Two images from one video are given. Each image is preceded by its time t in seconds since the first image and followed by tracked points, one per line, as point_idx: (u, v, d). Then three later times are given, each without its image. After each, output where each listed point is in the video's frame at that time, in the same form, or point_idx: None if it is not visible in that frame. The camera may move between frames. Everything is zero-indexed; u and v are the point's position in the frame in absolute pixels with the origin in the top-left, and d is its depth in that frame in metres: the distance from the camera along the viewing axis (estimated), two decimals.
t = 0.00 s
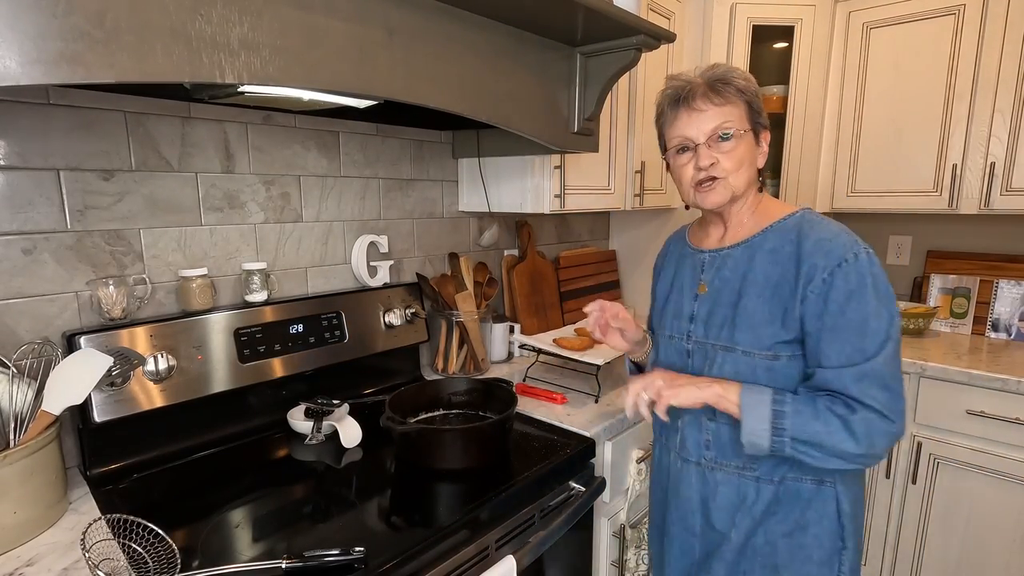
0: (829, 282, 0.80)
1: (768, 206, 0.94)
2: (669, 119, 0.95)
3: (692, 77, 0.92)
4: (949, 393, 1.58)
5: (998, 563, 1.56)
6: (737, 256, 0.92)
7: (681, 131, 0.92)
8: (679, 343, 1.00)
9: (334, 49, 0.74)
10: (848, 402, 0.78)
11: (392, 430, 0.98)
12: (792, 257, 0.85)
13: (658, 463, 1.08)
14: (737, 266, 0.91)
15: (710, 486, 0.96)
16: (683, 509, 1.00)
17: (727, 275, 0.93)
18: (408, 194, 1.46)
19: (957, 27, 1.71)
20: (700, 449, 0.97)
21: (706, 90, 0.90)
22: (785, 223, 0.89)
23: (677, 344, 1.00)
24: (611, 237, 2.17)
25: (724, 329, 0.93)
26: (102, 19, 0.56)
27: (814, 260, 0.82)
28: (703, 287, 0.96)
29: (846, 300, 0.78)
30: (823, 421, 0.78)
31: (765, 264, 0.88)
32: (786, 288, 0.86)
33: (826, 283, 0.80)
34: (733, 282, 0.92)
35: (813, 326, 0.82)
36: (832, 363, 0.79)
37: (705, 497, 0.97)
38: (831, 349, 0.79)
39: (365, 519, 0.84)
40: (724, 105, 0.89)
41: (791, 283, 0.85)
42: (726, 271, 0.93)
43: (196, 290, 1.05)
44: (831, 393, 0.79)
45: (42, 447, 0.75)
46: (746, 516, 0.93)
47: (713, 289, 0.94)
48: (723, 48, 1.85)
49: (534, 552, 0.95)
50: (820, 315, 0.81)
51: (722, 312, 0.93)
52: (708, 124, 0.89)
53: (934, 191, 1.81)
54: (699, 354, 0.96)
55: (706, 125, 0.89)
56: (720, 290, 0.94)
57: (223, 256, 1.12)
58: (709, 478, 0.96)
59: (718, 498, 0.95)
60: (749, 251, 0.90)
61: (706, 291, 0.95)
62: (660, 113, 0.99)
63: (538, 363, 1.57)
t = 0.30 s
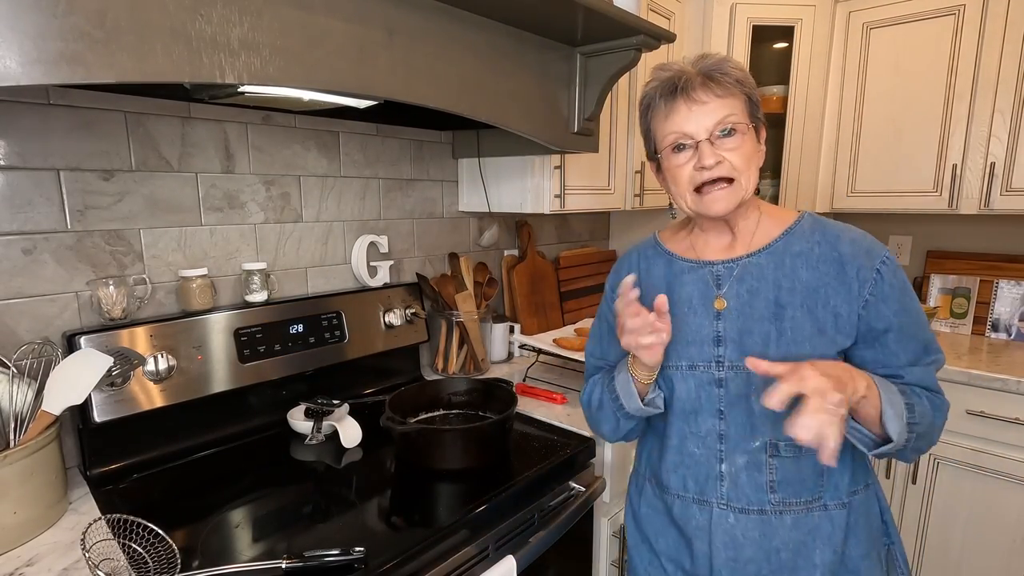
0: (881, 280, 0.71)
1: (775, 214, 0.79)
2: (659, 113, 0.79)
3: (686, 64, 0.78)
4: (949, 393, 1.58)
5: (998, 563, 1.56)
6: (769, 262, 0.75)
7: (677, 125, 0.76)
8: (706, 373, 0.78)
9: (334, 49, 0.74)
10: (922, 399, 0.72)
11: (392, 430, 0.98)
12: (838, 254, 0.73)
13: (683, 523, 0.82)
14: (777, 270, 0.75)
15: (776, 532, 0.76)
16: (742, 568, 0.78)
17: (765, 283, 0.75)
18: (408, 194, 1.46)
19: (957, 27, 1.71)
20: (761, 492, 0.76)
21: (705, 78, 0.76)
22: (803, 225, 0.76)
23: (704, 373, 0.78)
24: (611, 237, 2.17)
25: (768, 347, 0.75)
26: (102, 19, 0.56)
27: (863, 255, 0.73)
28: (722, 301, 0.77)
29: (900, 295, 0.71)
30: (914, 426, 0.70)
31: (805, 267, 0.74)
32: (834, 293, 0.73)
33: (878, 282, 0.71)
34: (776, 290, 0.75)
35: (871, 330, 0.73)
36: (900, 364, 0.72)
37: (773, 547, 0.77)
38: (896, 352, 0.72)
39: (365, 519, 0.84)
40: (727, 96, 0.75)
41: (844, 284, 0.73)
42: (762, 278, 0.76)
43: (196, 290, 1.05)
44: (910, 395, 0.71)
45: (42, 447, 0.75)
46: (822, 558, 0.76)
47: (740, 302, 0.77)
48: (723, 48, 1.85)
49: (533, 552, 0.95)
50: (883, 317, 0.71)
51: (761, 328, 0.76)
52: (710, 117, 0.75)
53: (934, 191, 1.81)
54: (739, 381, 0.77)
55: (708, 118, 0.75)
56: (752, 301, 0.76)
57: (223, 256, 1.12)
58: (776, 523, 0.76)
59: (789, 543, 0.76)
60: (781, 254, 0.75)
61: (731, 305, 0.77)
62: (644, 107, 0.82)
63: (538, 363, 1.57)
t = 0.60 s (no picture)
0: (848, 274, 0.72)
1: (739, 210, 0.77)
2: (625, 97, 0.74)
3: (655, 45, 0.72)
4: (949, 393, 1.58)
5: (998, 563, 1.56)
6: (745, 260, 0.73)
7: (647, 111, 0.72)
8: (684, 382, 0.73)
9: (334, 49, 0.74)
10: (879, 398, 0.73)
11: (392, 430, 0.98)
12: (811, 251, 0.73)
13: (659, 546, 0.75)
14: (753, 268, 0.73)
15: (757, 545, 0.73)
16: None
17: (741, 282, 0.73)
18: (408, 194, 1.46)
19: (957, 28, 1.71)
20: (744, 505, 0.72)
21: (676, 61, 0.71)
22: (770, 221, 0.75)
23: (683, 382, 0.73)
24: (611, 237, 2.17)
25: (748, 349, 0.72)
26: (102, 19, 0.56)
27: (831, 251, 0.73)
28: (697, 302, 0.73)
29: (861, 289, 0.73)
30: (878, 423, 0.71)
31: (779, 263, 0.73)
32: (806, 290, 0.72)
33: (845, 277, 0.72)
34: (754, 290, 0.72)
35: (839, 327, 0.73)
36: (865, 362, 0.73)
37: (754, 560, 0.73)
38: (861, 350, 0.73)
39: (365, 519, 0.84)
40: (698, 82, 0.71)
41: (818, 281, 0.72)
42: (739, 277, 0.72)
43: (196, 290, 1.05)
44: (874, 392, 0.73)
45: (42, 447, 0.75)
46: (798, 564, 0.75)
47: (717, 302, 0.73)
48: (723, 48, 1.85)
49: (532, 552, 0.96)
50: (851, 313, 0.72)
51: (740, 329, 0.72)
52: (682, 104, 0.70)
53: (934, 191, 1.81)
54: (719, 388, 0.72)
55: (680, 105, 0.70)
56: (730, 302, 0.73)
57: (223, 256, 1.12)
58: (759, 534, 0.73)
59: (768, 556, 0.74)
60: (758, 251, 0.73)
61: (706, 307, 0.73)
62: (607, 90, 0.76)
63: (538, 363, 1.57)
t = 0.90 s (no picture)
0: (811, 286, 0.74)
1: (707, 216, 0.79)
2: (598, 95, 0.75)
3: (629, 44, 0.74)
4: (948, 393, 1.58)
5: (998, 563, 1.56)
6: (710, 266, 0.74)
7: (619, 110, 0.73)
8: (647, 386, 0.74)
9: (334, 49, 0.74)
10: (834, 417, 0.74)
11: (392, 430, 0.98)
12: (775, 260, 0.74)
13: (616, 558, 0.76)
14: (718, 275, 0.74)
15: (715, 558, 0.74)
16: None
17: (706, 289, 0.74)
18: (408, 194, 1.46)
19: (957, 28, 1.71)
20: (703, 517, 0.73)
21: (650, 61, 0.72)
22: (737, 228, 0.76)
23: (646, 386, 0.74)
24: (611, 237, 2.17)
25: (711, 356, 0.73)
26: (102, 19, 0.56)
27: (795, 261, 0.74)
28: (660, 308, 0.74)
29: (823, 302, 0.75)
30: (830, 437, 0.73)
31: (743, 271, 0.74)
32: (769, 300, 0.73)
33: (808, 289, 0.74)
34: (718, 296, 0.73)
35: (799, 339, 0.74)
36: (822, 376, 0.74)
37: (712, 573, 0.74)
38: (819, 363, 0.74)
39: (365, 519, 0.84)
40: (671, 83, 0.72)
41: (781, 290, 0.73)
42: (704, 284, 0.73)
43: (196, 290, 1.05)
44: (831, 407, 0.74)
45: (42, 447, 0.75)
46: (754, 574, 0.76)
47: (680, 308, 0.74)
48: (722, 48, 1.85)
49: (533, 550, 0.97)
50: (812, 326, 0.74)
51: (703, 336, 0.73)
52: (653, 105, 0.72)
53: (934, 191, 1.81)
54: (681, 394, 0.73)
55: (653, 105, 0.72)
56: (694, 308, 0.73)
57: (223, 256, 1.12)
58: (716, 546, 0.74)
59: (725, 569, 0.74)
60: (723, 258, 0.74)
61: (670, 312, 0.74)
62: (581, 88, 0.77)
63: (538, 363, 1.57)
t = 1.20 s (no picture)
0: (794, 285, 0.76)
1: (695, 219, 0.80)
2: (593, 92, 0.75)
3: (626, 44, 0.75)
4: (948, 393, 1.58)
5: (998, 563, 1.56)
6: (698, 265, 0.75)
7: (613, 107, 0.73)
8: (636, 384, 0.74)
9: (334, 49, 0.74)
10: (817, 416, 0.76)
11: (392, 430, 0.98)
12: (761, 260, 0.76)
13: (610, 558, 0.76)
14: (706, 275, 0.74)
15: (707, 555, 0.75)
16: None
17: (694, 288, 0.74)
18: (408, 194, 1.46)
19: (957, 28, 1.71)
20: (694, 514, 0.74)
21: (645, 63, 0.73)
22: (723, 229, 0.77)
23: (635, 384, 0.74)
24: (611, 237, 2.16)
25: (699, 354, 0.74)
26: (102, 19, 0.56)
27: (780, 262, 0.76)
28: (648, 306, 0.74)
29: (806, 302, 0.77)
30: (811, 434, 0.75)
31: (730, 271, 0.75)
32: (755, 299, 0.75)
33: (792, 288, 0.75)
34: (706, 295, 0.74)
35: (783, 338, 0.76)
36: (805, 375, 0.76)
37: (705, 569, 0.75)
38: (802, 362, 0.76)
39: (365, 519, 0.84)
40: (666, 84, 0.73)
41: (766, 290, 0.75)
42: (692, 283, 0.74)
43: (196, 290, 1.05)
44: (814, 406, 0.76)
45: (42, 447, 0.75)
46: (743, 570, 0.78)
47: (668, 306, 0.74)
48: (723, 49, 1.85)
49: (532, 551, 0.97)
50: (795, 325, 0.76)
51: (691, 334, 0.74)
52: (647, 103, 0.73)
53: (934, 191, 1.81)
54: (669, 393, 0.73)
55: (647, 104, 0.72)
56: (682, 307, 0.74)
57: (223, 256, 1.12)
58: (708, 543, 0.75)
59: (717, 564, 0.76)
60: (711, 258, 0.75)
61: (658, 310, 0.74)
62: (576, 85, 0.78)
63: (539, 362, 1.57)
